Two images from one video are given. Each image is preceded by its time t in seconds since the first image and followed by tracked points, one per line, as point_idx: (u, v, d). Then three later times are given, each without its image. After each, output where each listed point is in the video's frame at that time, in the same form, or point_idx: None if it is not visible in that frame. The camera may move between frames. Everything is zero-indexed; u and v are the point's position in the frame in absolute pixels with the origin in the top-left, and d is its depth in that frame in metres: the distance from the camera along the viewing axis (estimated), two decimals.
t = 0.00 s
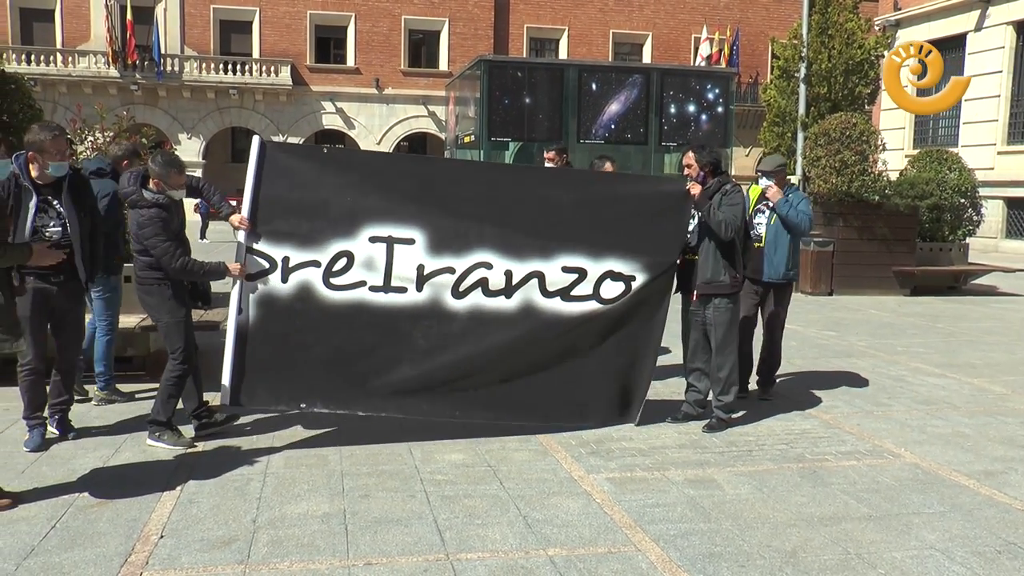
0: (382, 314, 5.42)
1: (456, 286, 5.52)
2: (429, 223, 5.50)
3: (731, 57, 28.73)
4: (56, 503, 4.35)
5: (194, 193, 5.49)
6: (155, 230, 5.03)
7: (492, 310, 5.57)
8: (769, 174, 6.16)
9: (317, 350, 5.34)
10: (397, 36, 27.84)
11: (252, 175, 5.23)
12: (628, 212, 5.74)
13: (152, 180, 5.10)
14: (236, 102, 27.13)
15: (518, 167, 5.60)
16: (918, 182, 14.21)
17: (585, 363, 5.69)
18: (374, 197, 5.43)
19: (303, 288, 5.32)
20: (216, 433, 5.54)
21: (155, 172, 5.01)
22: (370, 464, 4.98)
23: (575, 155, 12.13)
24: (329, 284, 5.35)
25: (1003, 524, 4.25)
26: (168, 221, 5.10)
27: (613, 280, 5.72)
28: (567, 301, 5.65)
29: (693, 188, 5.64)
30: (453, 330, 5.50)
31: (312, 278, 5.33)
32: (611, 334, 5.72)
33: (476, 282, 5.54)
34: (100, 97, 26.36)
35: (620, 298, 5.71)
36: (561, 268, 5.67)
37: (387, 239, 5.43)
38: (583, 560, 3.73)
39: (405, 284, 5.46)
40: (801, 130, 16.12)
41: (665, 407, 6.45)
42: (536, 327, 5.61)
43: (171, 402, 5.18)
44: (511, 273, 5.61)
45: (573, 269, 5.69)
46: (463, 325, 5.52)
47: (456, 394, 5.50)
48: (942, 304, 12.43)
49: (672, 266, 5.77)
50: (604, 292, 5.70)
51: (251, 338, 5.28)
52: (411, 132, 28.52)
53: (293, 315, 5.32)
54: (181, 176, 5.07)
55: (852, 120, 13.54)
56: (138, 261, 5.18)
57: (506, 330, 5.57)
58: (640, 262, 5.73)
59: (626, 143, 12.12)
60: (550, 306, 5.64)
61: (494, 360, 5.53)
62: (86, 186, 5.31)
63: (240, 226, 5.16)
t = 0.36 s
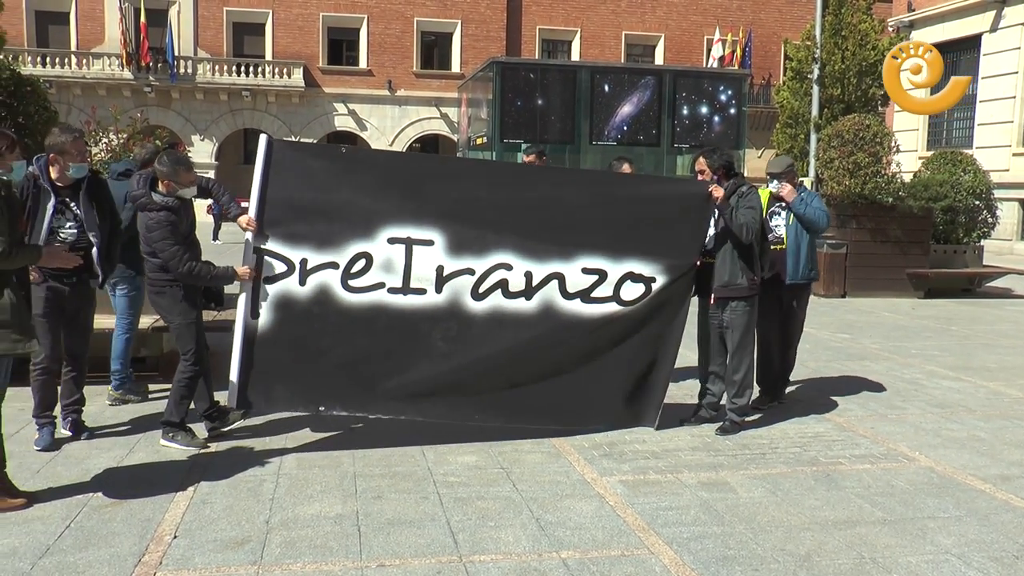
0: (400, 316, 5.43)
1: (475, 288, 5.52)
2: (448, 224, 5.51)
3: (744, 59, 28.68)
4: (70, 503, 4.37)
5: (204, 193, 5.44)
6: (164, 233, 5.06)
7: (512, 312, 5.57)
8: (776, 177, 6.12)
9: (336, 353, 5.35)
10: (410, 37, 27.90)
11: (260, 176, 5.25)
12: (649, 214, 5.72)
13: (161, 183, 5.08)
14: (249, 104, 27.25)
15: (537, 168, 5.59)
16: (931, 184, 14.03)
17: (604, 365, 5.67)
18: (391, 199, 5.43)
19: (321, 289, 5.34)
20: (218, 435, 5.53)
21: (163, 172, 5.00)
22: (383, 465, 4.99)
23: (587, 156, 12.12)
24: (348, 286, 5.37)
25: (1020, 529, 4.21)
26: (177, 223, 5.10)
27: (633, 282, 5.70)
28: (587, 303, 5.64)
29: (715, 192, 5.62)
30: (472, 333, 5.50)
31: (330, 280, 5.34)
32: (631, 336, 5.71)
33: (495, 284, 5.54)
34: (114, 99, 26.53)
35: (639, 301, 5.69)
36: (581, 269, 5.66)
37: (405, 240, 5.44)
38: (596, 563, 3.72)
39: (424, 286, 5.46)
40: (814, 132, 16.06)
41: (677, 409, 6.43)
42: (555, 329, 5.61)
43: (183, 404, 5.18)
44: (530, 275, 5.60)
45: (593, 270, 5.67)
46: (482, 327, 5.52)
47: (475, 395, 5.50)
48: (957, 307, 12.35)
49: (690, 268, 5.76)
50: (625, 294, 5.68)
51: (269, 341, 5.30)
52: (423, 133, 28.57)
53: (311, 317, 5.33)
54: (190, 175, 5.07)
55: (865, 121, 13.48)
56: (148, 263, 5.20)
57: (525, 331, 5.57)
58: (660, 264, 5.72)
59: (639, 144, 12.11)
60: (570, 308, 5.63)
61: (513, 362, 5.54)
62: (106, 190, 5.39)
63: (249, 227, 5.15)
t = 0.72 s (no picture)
0: (421, 318, 5.43)
1: (495, 290, 5.52)
2: (469, 227, 5.51)
3: (759, 61, 28.58)
4: (87, 502, 4.40)
5: (216, 194, 5.43)
6: (176, 234, 5.06)
7: (532, 315, 5.56)
8: (793, 178, 6.04)
9: (356, 353, 5.37)
10: (424, 40, 27.96)
11: (270, 176, 5.28)
12: (670, 216, 5.68)
13: (172, 182, 5.08)
14: (264, 106, 27.38)
15: (559, 170, 5.58)
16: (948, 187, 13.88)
17: (624, 368, 5.65)
18: (412, 201, 5.44)
19: (341, 291, 5.36)
20: (232, 437, 5.54)
21: (170, 171, 5.01)
22: (396, 466, 4.99)
23: (601, 159, 12.09)
24: (368, 286, 5.39)
25: None
26: (189, 223, 5.10)
27: (654, 285, 5.67)
28: (607, 306, 5.62)
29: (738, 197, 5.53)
30: (491, 335, 5.50)
31: (350, 280, 5.37)
32: (651, 339, 5.68)
33: (516, 286, 5.54)
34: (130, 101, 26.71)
35: (660, 304, 5.66)
36: (602, 272, 5.64)
37: (426, 243, 5.45)
38: (610, 567, 3.71)
39: (443, 287, 5.47)
40: (829, 134, 15.97)
41: (692, 413, 6.41)
42: (574, 332, 5.59)
43: (198, 406, 5.20)
44: (551, 278, 5.60)
45: (613, 274, 5.65)
46: (503, 330, 5.52)
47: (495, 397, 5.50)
48: (974, 311, 12.25)
49: (714, 272, 5.69)
50: (646, 298, 5.65)
51: (290, 340, 5.33)
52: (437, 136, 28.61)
53: (331, 318, 5.36)
54: (195, 167, 5.07)
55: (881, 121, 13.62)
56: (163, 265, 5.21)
57: (545, 335, 5.56)
58: (681, 268, 5.67)
59: (653, 147, 12.09)
60: (590, 311, 5.61)
61: (532, 365, 5.53)
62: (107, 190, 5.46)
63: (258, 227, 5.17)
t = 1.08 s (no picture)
0: (436, 323, 5.45)
1: (510, 295, 5.53)
2: (485, 231, 5.51)
3: (774, 61, 28.50)
4: (104, 501, 4.44)
5: (225, 195, 5.36)
6: (187, 234, 5.06)
7: (548, 320, 5.56)
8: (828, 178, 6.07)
9: (373, 358, 5.39)
10: (439, 41, 28.01)
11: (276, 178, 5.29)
12: (687, 221, 5.65)
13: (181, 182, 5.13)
14: (279, 107, 27.48)
15: (575, 174, 5.58)
16: (965, 187, 13.84)
17: (639, 373, 5.64)
18: (429, 205, 5.45)
19: (358, 296, 5.39)
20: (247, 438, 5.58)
21: (180, 169, 5.07)
22: (410, 467, 5.00)
23: (616, 160, 12.06)
24: (384, 292, 5.41)
25: None
26: (199, 224, 5.11)
27: (671, 291, 5.66)
28: (623, 311, 5.61)
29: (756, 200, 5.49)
30: (507, 341, 5.50)
31: (366, 285, 5.39)
32: (667, 344, 5.66)
33: (531, 292, 5.54)
34: (146, 103, 26.90)
35: (677, 309, 5.65)
36: (618, 278, 5.64)
37: (442, 248, 5.46)
38: (624, 568, 3.70)
39: (459, 293, 5.48)
40: (845, 135, 15.88)
41: (706, 415, 6.40)
42: (589, 337, 5.59)
43: (212, 406, 5.22)
44: (567, 283, 5.60)
45: (630, 279, 5.65)
46: (518, 335, 5.52)
47: (511, 402, 5.52)
48: (992, 313, 12.14)
49: (732, 278, 5.66)
50: (662, 304, 5.64)
51: (307, 345, 5.36)
52: (451, 137, 28.65)
53: (347, 322, 5.38)
54: (203, 164, 5.13)
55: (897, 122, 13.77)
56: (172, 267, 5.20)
57: (561, 340, 5.56)
58: (698, 274, 5.65)
59: (667, 148, 12.06)
60: (605, 316, 5.61)
61: (548, 370, 5.53)
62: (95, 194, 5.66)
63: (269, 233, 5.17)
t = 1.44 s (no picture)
0: (448, 324, 5.47)
1: (522, 296, 5.53)
2: (497, 232, 5.52)
3: (790, 60, 28.38)
4: (122, 498, 4.48)
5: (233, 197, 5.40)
6: (197, 232, 5.08)
7: (559, 322, 5.56)
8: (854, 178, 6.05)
9: (385, 357, 5.42)
10: (455, 41, 28.06)
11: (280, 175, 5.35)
12: (699, 224, 5.65)
13: (191, 180, 5.12)
14: (295, 108, 27.51)
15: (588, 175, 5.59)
16: (983, 187, 13.24)
17: (650, 375, 5.61)
18: (442, 205, 5.47)
19: (370, 296, 5.42)
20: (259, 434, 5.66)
21: (189, 168, 5.07)
22: (425, 466, 5.02)
23: (631, 159, 12.02)
24: (396, 292, 5.43)
25: None
26: (210, 222, 5.12)
27: (683, 293, 5.64)
28: (635, 314, 5.59)
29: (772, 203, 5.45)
30: (519, 342, 5.51)
31: (379, 285, 5.42)
32: (679, 347, 5.64)
33: (542, 294, 5.55)
34: (163, 104, 27.09)
35: (689, 312, 5.62)
36: (629, 281, 5.63)
37: (455, 248, 5.48)
38: (640, 568, 3.70)
39: (471, 294, 5.50)
40: (862, 134, 15.77)
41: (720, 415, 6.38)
42: (600, 340, 5.57)
43: (225, 404, 5.26)
44: (578, 285, 5.60)
45: (642, 281, 5.63)
46: (530, 336, 5.52)
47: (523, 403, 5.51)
48: (1011, 313, 12.03)
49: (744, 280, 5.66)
50: (674, 306, 5.62)
51: (320, 344, 5.39)
52: (467, 137, 28.68)
53: (360, 322, 5.41)
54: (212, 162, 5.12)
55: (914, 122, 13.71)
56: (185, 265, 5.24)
57: (572, 343, 5.56)
58: (712, 277, 5.63)
59: (684, 147, 12.03)
60: (617, 319, 5.59)
61: (560, 372, 5.52)
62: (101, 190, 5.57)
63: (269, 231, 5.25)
